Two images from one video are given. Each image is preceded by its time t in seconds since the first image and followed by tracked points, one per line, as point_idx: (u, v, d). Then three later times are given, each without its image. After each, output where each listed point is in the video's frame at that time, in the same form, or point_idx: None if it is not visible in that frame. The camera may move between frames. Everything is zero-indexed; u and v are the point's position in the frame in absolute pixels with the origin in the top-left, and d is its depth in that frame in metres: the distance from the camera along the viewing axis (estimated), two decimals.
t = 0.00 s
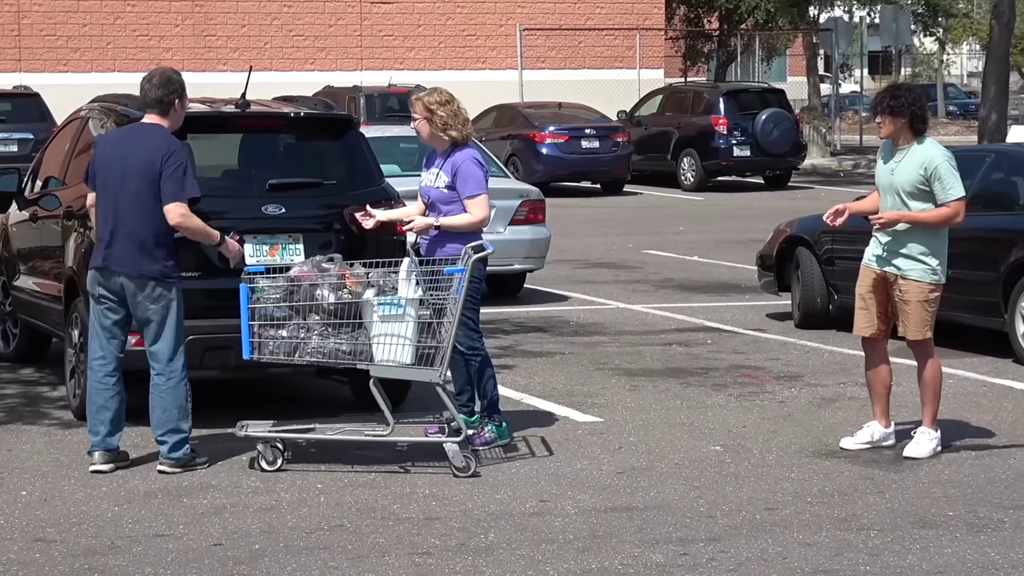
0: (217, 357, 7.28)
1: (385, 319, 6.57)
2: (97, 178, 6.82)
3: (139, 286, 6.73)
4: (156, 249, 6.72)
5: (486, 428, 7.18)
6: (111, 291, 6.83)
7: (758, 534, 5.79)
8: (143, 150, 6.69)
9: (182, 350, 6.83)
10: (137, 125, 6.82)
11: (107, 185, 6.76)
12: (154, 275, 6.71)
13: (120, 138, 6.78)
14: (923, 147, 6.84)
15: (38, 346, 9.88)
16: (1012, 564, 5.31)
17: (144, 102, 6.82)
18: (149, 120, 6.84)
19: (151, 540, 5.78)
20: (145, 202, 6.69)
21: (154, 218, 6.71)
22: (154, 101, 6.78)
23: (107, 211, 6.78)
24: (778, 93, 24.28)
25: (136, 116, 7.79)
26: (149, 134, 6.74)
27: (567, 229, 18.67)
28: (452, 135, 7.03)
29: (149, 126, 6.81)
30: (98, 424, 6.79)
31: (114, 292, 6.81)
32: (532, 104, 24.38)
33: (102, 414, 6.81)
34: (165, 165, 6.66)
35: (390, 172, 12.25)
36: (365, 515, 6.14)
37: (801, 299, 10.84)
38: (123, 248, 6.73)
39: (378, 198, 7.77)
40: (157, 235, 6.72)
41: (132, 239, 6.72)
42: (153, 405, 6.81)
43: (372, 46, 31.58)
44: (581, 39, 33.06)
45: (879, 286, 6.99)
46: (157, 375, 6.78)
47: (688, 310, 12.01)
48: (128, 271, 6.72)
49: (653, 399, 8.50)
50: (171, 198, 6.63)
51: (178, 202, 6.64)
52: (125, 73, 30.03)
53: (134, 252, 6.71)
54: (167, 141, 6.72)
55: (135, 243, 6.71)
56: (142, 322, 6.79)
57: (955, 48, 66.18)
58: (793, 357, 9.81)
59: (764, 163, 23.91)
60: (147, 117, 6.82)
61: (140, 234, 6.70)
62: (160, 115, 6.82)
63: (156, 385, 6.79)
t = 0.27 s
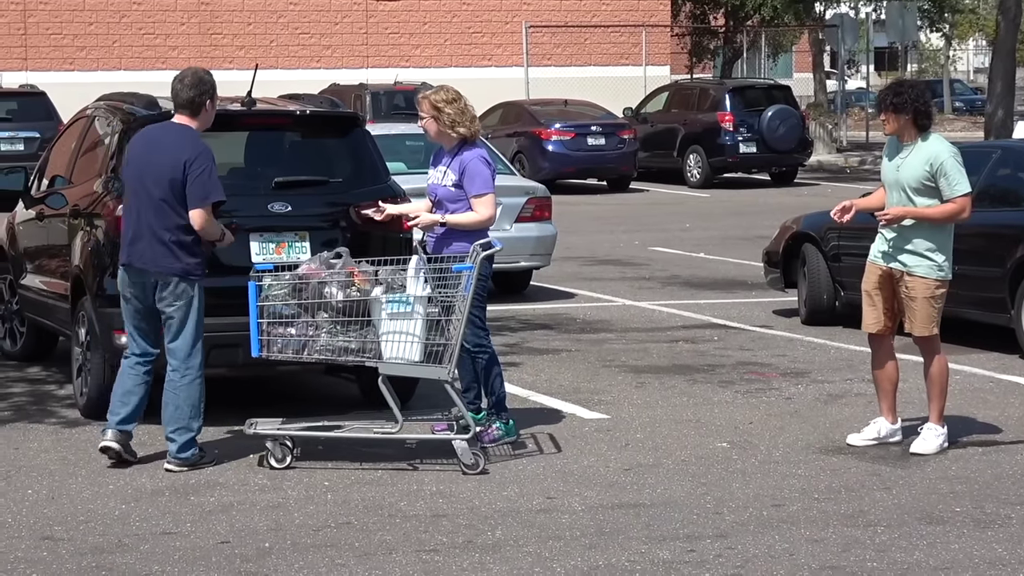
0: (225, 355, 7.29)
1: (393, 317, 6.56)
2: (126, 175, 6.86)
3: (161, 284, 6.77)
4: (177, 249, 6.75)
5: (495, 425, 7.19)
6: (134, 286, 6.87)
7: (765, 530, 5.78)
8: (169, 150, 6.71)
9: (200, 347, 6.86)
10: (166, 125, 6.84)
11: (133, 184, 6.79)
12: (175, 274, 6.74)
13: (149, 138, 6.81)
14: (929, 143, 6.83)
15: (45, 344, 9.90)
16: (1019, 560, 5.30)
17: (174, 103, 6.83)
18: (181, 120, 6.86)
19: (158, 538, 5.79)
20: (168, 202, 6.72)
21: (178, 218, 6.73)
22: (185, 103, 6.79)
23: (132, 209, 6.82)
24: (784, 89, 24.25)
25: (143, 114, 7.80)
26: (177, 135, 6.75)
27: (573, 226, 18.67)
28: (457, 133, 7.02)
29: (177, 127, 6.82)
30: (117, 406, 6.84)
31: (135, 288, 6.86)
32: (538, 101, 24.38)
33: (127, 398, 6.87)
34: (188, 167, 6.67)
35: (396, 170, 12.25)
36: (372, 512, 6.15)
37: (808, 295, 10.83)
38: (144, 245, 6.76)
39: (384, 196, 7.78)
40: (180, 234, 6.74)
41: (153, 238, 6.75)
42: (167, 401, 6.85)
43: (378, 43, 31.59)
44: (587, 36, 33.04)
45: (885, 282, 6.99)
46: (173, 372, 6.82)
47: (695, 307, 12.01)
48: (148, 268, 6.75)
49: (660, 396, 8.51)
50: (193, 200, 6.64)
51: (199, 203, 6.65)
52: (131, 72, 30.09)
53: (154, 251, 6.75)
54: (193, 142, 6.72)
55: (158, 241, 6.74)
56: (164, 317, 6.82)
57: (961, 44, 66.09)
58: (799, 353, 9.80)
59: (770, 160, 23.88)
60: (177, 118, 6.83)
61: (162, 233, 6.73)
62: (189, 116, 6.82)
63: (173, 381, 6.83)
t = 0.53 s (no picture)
0: (220, 352, 7.29)
1: (392, 314, 6.57)
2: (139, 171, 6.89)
3: (165, 279, 6.79)
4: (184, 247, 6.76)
5: (490, 423, 7.17)
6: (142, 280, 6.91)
7: (759, 527, 5.79)
8: (180, 148, 6.73)
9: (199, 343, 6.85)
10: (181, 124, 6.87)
11: (144, 181, 6.82)
12: (178, 271, 6.75)
13: (163, 137, 6.84)
14: (922, 140, 6.83)
15: (40, 342, 9.89)
16: (1013, 556, 5.31)
17: (188, 101, 6.86)
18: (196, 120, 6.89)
19: (153, 536, 5.79)
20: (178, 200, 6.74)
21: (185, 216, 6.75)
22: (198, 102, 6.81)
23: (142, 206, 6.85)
24: (779, 86, 24.27)
25: (139, 112, 7.80)
26: (190, 134, 6.77)
27: (568, 223, 18.68)
28: (455, 132, 7.02)
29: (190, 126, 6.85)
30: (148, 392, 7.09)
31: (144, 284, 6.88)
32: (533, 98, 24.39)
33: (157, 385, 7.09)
34: (198, 165, 6.68)
35: (391, 167, 12.25)
36: (367, 509, 6.15)
37: (803, 292, 10.84)
38: (152, 242, 6.78)
39: (379, 193, 7.77)
40: (187, 232, 6.76)
41: (160, 235, 6.77)
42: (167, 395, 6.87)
43: (373, 41, 31.59)
44: (582, 33, 33.04)
45: (879, 278, 6.99)
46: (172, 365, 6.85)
47: (690, 304, 12.01)
48: (155, 265, 6.77)
49: (654, 392, 8.51)
50: (202, 198, 6.66)
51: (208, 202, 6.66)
52: (126, 70, 30.10)
53: (161, 248, 6.76)
54: (204, 141, 6.74)
55: (164, 238, 6.76)
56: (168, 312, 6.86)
57: (955, 40, 66.14)
58: (794, 350, 9.81)
59: (765, 157, 23.89)
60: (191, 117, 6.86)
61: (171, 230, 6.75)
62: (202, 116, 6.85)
63: (170, 374, 6.84)
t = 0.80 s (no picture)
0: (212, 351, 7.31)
1: (386, 311, 6.57)
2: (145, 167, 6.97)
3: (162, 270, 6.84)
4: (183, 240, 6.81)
5: (480, 419, 7.19)
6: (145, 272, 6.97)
7: (749, 524, 5.79)
8: (180, 142, 6.80)
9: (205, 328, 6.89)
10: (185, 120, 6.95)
11: (148, 175, 6.90)
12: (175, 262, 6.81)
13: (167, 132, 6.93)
14: (908, 137, 6.84)
15: (30, 339, 9.87)
16: (1001, 552, 5.32)
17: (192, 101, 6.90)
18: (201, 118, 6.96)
19: (144, 533, 5.79)
20: (177, 193, 6.80)
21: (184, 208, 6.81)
22: (200, 99, 6.85)
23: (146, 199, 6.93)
24: (769, 83, 24.30)
25: (128, 109, 7.80)
26: (192, 128, 6.84)
27: (558, 220, 18.68)
28: (446, 129, 7.02)
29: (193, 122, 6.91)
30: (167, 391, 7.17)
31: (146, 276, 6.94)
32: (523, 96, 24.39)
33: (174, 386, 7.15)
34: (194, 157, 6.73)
35: (381, 165, 12.25)
36: (357, 506, 6.15)
37: (793, 289, 10.86)
38: (152, 235, 6.85)
39: (370, 190, 7.77)
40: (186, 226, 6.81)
41: (160, 228, 6.83)
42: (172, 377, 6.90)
43: (364, 38, 31.58)
44: (572, 31, 33.05)
45: (868, 275, 7.01)
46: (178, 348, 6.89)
47: (680, 301, 12.02)
48: (153, 256, 6.84)
49: (644, 389, 8.52)
50: (197, 189, 6.69)
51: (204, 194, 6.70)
52: (116, 67, 30.08)
53: (160, 241, 6.83)
54: (204, 135, 6.80)
55: (163, 231, 6.83)
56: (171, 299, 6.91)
57: (945, 38, 66.30)
58: (784, 347, 9.82)
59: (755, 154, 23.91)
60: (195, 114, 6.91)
61: (170, 224, 6.82)
62: (204, 113, 6.88)
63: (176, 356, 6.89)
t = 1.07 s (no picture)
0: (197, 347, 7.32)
1: (374, 309, 6.55)
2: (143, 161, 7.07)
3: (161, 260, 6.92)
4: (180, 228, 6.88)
5: (466, 417, 7.17)
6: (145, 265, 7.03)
7: (735, 522, 5.79)
8: (173, 131, 6.90)
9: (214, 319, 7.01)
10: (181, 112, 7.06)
11: (145, 166, 6.99)
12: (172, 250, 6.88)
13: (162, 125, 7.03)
14: (889, 137, 6.84)
15: (15, 336, 9.84)
16: (986, 550, 5.33)
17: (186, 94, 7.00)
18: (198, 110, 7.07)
19: (128, 530, 5.76)
20: (172, 181, 6.89)
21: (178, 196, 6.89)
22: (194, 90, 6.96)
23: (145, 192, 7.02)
24: (755, 82, 24.33)
25: (113, 106, 7.76)
26: (184, 119, 6.94)
27: (544, 219, 18.68)
28: (432, 126, 7.01)
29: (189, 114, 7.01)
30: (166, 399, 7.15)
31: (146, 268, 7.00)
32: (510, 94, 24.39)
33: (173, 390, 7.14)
34: (186, 143, 6.82)
35: (367, 163, 12.23)
36: (343, 504, 6.13)
37: (778, 288, 10.87)
38: (149, 225, 6.92)
39: (356, 188, 7.75)
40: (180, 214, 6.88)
41: (158, 217, 6.91)
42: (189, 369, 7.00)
43: (349, 36, 31.57)
44: (558, 29, 33.05)
45: (851, 273, 7.02)
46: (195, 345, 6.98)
47: (666, 300, 12.02)
48: (152, 246, 6.91)
49: (630, 387, 8.52)
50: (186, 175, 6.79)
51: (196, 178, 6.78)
52: (101, 65, 30.08)
53: (157, 230, 6.90)
54: (196, 122, 6.90)
55: (159, 221, 6.90)
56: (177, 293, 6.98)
57: (931, 36, 66.47)
58: (770, 345, 9.83)
59: (741, 153, 23.93)
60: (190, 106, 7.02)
61: (167, 212, 6.89)
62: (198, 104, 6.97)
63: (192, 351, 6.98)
